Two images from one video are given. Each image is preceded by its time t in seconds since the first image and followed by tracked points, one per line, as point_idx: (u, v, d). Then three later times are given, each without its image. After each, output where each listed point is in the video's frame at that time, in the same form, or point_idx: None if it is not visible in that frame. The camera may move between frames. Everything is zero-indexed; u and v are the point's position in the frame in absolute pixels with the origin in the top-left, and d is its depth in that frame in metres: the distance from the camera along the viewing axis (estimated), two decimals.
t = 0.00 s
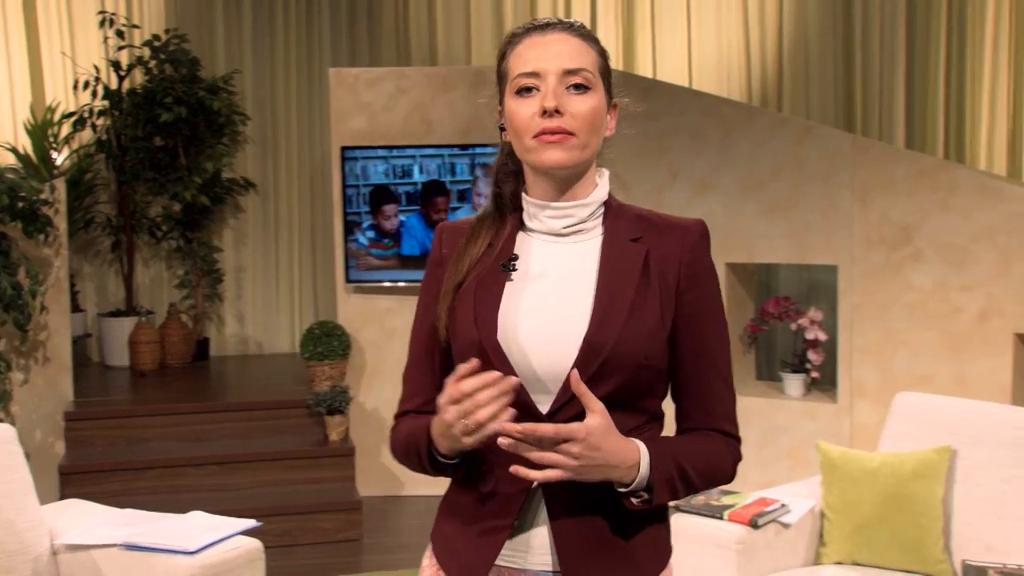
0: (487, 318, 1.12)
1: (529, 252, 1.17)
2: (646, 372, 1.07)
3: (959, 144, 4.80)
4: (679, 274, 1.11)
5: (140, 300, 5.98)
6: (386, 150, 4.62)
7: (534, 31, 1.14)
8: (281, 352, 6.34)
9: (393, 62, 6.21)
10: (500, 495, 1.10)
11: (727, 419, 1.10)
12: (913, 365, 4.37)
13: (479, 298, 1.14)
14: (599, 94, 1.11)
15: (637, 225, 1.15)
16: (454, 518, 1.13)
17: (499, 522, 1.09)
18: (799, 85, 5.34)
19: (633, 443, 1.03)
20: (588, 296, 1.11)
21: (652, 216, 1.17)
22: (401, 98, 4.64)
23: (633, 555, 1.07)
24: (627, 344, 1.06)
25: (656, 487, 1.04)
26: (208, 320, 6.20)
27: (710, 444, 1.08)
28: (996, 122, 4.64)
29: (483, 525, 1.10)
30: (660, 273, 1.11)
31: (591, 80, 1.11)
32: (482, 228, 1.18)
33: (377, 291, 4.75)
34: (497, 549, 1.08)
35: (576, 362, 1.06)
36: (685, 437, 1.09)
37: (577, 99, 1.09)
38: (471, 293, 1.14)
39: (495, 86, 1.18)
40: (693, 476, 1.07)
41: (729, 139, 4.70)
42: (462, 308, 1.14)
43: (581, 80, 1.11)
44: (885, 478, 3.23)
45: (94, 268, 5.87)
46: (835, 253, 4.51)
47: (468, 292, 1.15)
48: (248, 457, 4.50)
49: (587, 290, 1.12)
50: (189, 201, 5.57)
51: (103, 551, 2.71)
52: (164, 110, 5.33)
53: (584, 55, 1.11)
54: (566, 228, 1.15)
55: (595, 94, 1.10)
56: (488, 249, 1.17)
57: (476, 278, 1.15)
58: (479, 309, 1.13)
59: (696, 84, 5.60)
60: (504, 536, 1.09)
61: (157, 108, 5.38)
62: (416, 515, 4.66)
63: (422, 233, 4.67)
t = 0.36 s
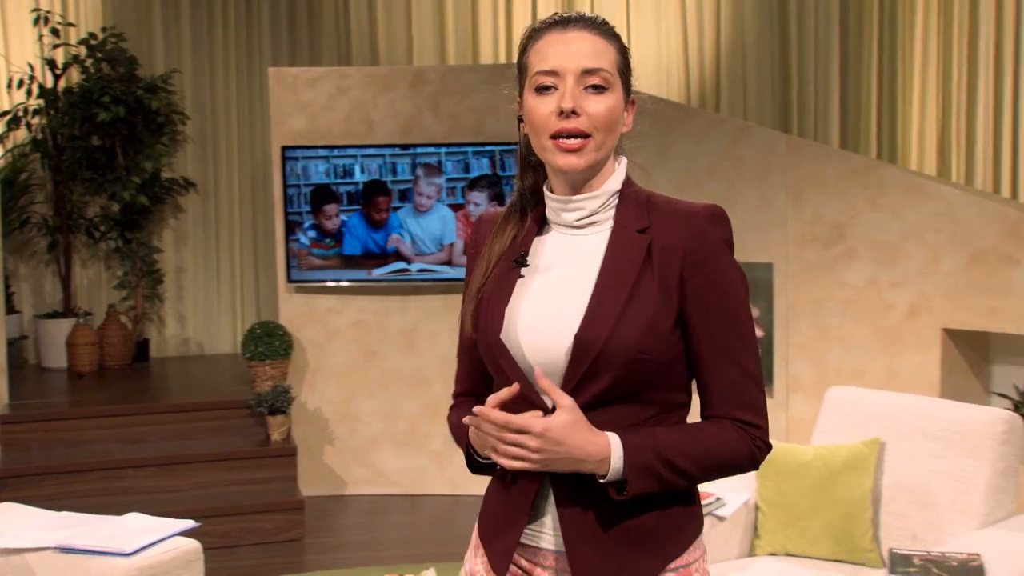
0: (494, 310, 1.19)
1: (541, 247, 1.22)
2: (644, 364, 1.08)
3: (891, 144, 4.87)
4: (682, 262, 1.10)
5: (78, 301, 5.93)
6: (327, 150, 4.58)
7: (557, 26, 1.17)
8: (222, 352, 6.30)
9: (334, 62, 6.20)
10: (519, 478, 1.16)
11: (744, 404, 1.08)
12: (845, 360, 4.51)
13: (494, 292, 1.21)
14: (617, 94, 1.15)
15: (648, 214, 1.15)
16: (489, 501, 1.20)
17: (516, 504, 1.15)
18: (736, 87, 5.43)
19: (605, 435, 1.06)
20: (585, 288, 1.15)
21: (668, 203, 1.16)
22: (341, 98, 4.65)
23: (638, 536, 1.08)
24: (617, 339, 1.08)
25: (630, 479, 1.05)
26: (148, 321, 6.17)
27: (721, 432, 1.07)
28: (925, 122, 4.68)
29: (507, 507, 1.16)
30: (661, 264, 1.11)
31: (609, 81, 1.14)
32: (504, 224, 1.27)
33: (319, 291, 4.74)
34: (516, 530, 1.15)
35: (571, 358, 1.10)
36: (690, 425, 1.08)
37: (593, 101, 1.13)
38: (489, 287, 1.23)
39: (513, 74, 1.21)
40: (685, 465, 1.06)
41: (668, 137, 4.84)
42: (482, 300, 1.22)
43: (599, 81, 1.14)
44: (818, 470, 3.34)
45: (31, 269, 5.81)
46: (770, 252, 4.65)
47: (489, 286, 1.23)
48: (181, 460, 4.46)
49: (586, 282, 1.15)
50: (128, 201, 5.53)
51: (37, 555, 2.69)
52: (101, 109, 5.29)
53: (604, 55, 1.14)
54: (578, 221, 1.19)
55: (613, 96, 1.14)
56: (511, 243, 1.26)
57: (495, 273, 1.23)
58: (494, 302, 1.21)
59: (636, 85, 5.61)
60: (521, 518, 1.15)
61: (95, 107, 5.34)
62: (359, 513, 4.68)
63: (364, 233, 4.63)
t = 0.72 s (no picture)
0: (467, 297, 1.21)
1: (515, 239, 1.22)
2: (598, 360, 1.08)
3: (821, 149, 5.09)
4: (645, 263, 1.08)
5: (32, 302, 6.01)
6: (278, 154, 4.72)
7: (557, 34, 1.16)
8: (176, 351, 6.40)
9: (285, 68, 6.34)
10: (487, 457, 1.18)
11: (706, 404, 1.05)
12: (776, 354, 4.76)
13: (468, 282, 1.22)
14: (606, 106, 1.14)
15: (615, 215, 1.13)
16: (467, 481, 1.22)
17: (483, 481, 1.17)
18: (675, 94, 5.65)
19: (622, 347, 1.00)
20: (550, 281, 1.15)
21: (639, 205, 1.13)
22: (291, 103, 4.78)
23: (592, 508, 1.08)
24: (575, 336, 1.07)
25: (630, 394, 0.99)
26: (102, 321, 6.26)
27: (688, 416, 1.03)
28: (851, 132, 4.92)
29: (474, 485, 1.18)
30: (622, 265, 1.09)
31: (601, 93, 1.13)
32: (483, 218, 1.27)
33: (270, 290, 4.88)
34: (478, 506, 1.17)
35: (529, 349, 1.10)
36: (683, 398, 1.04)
37: (586, 110, 1.12)
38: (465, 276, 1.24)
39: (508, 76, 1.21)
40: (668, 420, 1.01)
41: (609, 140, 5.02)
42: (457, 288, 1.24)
43: (592, 92, 1.13)
44: (749, 460, 3.56)
45: None
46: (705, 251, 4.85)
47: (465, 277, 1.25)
48: (135, 456, 4.58)
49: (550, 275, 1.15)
50: (81, 204, 5.62)
51: None
52: (54, 114, 5.40)
53: (600, 68, 1.14)
54: (550, 218, 1.18)
55: (605, 106, 1.13)
56: (488, 237, 1.26)
57: (471, 264, 1.25)
58: (467, 291, 1.22)
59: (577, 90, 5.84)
60: (484, 494, 1.17)
61: (48, 112, 5.44)
62: (311, 507, 4.81)
63: (314, 234, 4.76)
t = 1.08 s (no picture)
0: (455, 294, 1.42)
1: (494, 243, 1.45)
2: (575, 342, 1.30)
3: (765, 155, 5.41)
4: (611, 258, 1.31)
5: None
6: (240, 157, 4.86)
7: (520, 60, 1.38)
8: (144, 350, 6.54)
9: (249, 74, 6.50)
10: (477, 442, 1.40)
11: (648, 376, 1.25)
12: (722, 350, 4.98)
13: (454, 280, 1.44)
14: (568, 118, 1.36)
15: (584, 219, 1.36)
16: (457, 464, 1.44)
17: (475, 463, 1.39)
18: (626, 100, 5.88)
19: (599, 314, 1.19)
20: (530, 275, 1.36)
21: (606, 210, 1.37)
22: (254, 108, 4.93)
23: (574, 483, 1.32)
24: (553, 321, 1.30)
25: (596, 355, 1.19)
26: (69, 321, 6.37)
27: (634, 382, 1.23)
28: (794, 132, 5.24)
29: (467, 467, 1.41)
30: (592, 262, 1.32)
31: (563, 107, 1.35)
32: (460, 226, 1.51)
33: (234, 289, 5.02)
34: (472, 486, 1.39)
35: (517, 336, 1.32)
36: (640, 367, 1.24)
37: (552, 121, 1.34)
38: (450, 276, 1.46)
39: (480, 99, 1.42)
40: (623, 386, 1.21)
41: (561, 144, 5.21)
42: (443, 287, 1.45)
43: (556, 106, 1.35)
44: (693, 450, 3.76)
45: None
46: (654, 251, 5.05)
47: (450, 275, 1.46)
48: (102, 452, 4.70)
49: (528, 269, 1.37)
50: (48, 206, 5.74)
51: None
52: (21, 119, 5.52)
53: (560, 85, 1.35)
54: (530, 220, 1.42)
55: (568, 116, 1.34)
56: (468, 241, 1.49)
57: (454, 264, 1.46)
58: (453, 288, 1.43)
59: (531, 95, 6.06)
60: (478, 474, 1.39)
61: (14, 117, 5.55)
62: (274, 500, 4.96)
63: (277, 236, 4.91)
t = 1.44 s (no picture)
0: (454, 287, 1.52)
1: (485, 234, 1.56)
2: (573, 325, 1.46)
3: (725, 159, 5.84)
4: (599, 247, 1.48)
5: None
6: (213, 160, 4.99)
7: (509, 60, 1.50)
8: (120, 349, 6.66)
9: (223, 79, 6.63)
10: (473, 421, 1.51)
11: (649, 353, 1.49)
12: (682, 345, 5.15)
13: (448, 271, 1.54)
14: (550, 116, 1.49)
15: (568, 210, 1.52)
16: (447, 440, 1.55)
17: (472, 439, 1.50)
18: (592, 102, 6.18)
19: (559, 378, 1.43)
20: (525, 265, 1.50)
21: (584, 204, 1.53)
22: (227, 112, 5.07)
23: (566, 458, 1.46)
24: (556, 306, 1.44)
25: (581, 409, 1.43)
26: (46, 321, 6.48)
27: (630, 368, 1.48)
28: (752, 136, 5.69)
29: (462, 444, 1.52)
30: (587, 252, 1.48)
31: (547, 106, 1.48)
32: (448, 218, 1.59)
33: (207, 289, 5.15)
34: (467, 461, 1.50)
35: (519, 321, 1.46)
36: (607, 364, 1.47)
37: (536, 118, 1.47)
38: (444, 269, 1.55)
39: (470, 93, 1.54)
40: (615, 397, 1.45)
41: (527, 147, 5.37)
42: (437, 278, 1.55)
43: (540, 105, 1.48)
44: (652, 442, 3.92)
45: None
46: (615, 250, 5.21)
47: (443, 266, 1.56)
48: (78, 448, 4.83)
49: (521, 260, 1.50)
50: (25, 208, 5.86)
51: None
52: None
53: (545, 87, 1.48)
54: (516, 214, 1.54)
55: (551, 115, 1.48)
56: (457, 233, 1.58)
57: (447, 255, 1.56)
58: (449, 278, 1.54)
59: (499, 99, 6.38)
60: (472, 452, 1.50)
61: None
62: (248, 494, 5.09)
63: (249, 237, 5.05)
